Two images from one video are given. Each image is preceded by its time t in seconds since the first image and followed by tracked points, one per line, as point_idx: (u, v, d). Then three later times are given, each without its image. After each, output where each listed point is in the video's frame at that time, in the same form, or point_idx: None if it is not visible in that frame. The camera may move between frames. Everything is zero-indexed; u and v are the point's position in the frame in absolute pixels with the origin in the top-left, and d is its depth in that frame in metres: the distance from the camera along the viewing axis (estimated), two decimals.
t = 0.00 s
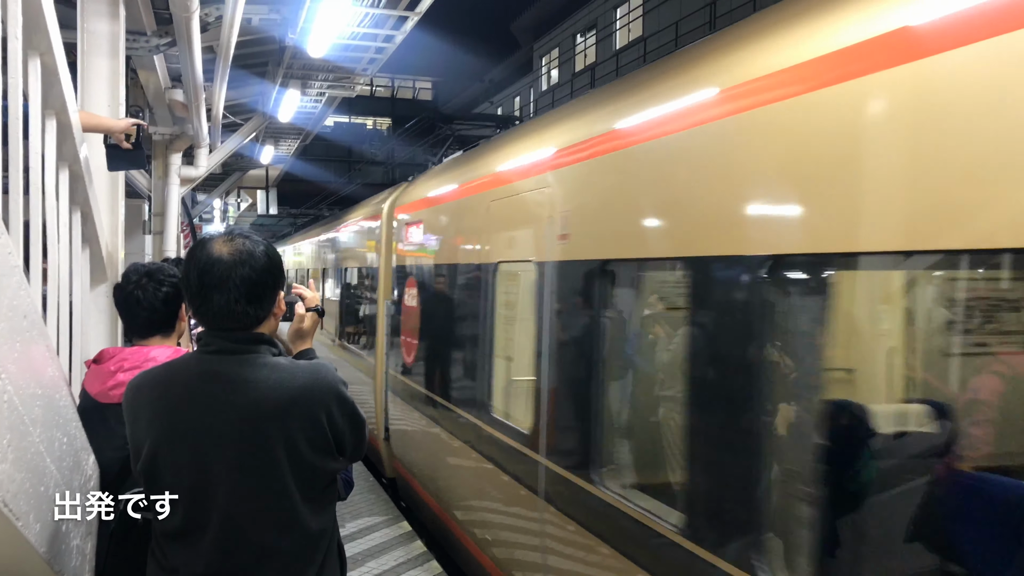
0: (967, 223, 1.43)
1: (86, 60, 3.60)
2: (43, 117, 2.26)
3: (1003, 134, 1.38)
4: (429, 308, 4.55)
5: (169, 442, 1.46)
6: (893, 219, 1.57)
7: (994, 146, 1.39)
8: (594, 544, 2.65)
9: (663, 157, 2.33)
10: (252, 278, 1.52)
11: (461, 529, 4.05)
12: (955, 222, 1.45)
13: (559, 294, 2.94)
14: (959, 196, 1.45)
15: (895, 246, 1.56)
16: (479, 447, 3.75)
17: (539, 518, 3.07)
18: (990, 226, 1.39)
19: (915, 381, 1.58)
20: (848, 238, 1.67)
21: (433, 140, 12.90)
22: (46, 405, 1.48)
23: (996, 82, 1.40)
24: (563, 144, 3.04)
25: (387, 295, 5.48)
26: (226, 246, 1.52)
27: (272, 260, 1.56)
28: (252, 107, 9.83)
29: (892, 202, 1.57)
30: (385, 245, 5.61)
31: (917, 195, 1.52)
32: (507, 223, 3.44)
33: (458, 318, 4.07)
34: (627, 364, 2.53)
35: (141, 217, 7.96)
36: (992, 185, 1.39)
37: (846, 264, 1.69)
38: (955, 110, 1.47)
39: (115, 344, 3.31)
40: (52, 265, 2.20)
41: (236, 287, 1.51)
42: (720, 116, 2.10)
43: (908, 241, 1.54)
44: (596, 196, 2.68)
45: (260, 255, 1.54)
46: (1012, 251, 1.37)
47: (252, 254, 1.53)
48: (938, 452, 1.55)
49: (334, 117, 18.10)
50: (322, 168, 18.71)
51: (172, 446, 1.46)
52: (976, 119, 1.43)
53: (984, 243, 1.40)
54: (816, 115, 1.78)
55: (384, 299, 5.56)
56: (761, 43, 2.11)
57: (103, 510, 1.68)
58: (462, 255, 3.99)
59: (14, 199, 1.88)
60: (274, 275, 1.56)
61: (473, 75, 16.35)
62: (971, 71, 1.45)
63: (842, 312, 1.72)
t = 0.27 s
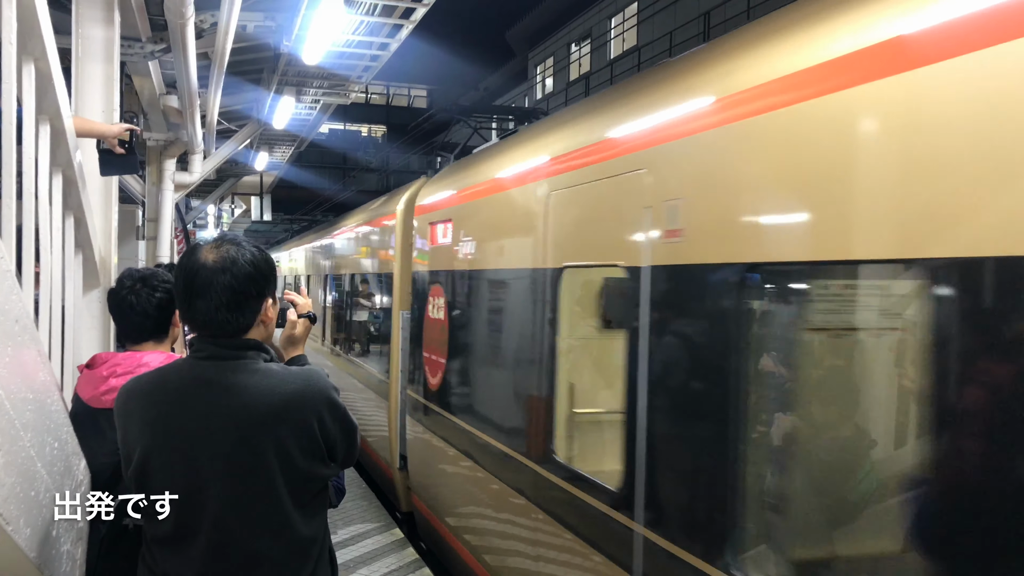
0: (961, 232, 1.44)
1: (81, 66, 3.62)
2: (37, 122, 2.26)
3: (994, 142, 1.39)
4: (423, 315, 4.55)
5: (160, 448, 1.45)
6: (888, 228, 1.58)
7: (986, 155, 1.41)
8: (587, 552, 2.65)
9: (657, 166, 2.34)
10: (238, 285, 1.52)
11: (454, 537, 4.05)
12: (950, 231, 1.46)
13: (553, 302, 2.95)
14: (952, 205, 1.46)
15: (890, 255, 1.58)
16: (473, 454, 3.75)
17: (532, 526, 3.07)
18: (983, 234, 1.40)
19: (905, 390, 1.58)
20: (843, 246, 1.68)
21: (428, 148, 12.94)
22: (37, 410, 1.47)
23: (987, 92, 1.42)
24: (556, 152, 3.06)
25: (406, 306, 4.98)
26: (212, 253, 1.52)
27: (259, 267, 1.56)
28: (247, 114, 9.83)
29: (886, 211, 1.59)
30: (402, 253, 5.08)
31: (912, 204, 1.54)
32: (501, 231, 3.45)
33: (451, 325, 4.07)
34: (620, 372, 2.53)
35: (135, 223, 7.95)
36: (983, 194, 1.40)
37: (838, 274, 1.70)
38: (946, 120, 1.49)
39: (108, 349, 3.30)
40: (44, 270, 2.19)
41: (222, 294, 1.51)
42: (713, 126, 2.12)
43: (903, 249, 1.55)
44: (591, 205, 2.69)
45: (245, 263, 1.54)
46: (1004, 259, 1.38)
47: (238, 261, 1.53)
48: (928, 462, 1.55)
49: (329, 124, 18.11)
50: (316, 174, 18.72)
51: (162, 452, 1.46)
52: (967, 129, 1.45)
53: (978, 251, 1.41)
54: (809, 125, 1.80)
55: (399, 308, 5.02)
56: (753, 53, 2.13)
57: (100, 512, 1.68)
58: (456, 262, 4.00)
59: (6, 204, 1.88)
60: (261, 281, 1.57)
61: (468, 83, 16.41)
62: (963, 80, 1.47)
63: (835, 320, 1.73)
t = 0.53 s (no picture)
0: (962, 236, 1.45)
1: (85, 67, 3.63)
2: (41, 123, 2.27)
3: (996, 147, 1.40)
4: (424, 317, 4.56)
5: (161, 447, 1.46)
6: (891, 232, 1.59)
7: (988, 160, 1.41)
8: (587, 555, 2.66)
9: (658, 170, 2.35)
10: (241, 287, 1.53)
11: (454, 539, 4.06)
12: (951, 235, 1.47)
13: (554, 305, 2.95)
14: (954, 209, 1.46)
15: (892, 259, 1.58)
16: (472, 457, 3.75)
17: (532, 529, 3.08)
18: (984, 239, 1.41)
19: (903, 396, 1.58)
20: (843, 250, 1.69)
21: (429, 150, 12.96)
22: (39, 409, 1.48)
23: (989, 96, 1.42)
24: (558, 155, 3.06)
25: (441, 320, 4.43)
26: (215, 254, 1.53)
27: (262, 268, 1.56)
28: (249, 116, 9.85)
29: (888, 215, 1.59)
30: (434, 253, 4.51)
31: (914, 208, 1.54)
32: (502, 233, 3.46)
33: (452, 327, 4.08)
34: (619, 375, 2.54)
35: (137, 224, 7.97)
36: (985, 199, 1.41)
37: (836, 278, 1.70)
38: (949, 124, 1.50)
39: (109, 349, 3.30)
40: (47, 270, 2.20)
41: (223, 295, 1.52)
42: (714, 129, 2.13)
43: (904, 253, 1.56)
44: (593, 208, 2.70)
45: (248, 264, 1.54)
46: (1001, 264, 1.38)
47: (241, 263, 1.54)
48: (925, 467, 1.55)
49: (331, 126, 18.14)
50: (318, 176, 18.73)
51: (163, 452, 1.46)
52: (969, 134, 1.45)
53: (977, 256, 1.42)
54: (811, 128, 1.80)
55: (429, 316, 4.44)
56: (755, 57, 2.14)
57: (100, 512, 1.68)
58: (457, 264, 4.00)
59: (9, 204, 1.88)
60: (263, 283, 1.57)
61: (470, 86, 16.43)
62: (965, 84, 1.48)
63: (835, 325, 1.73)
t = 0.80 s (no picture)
0: (948, 241, 1.47)
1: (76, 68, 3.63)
2: (31, 124, 2.27)
3: (980, 151, 1.41)
4: (415, 319, 4.57)
5: (150, 447, 1.47)
6: (881, 235, 1.61)
7: (973, 163, 1.43)
8: (576, 558, 2.68)
9: (650, 174, 2.38)
10: (231, 287, 1.54)
11: (443, 541, 4.07)
12: (938, 238, 1.49)
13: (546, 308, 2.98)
14: (941, 213, 1.48)
15: (882, 262, 1.61)
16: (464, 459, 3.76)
17: (522, 532, 3.10)
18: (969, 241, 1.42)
19: (890, 401, 1.60)
20: (839, 253, 1.71)
21: (422, 152, 12.99)
22: (27, 409, 1.48)
23: (974, 101, 1.44)
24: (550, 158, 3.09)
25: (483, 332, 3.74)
26: (205, 256, 1.54)
27: (251, 269, 1.57)
28: (242, 117, 9.84)
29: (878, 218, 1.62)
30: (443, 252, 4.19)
31: (902, 211, 1.56)
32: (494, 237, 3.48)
33: (445, 329, 4.08)
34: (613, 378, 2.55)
35: (128, 224, 7.95)
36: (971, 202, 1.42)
37: (831, 281, 1.73)
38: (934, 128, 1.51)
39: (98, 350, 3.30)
40: (36, 271, 2.20)
41: (213, 296, 1.52)
42: (706, 133, 2.16)
43: (894, 257, 1.58)
44: (588, 210, 2.71)
45: (238, 265, 1.55)
46: (991, 267, 1.40)
47: (232, 264, 1.54)
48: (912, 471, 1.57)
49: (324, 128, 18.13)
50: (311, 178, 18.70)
51: (152, 452, 1.47)
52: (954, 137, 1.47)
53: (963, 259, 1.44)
54: (805, 133, 1.82)
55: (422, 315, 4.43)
56: (745, 61, 2.17)
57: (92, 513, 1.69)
58: (449, 266, 4.01)
59: None
60: (253, 284, 1.58)
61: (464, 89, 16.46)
62: (951, 89, 1.49)
63: (824, 330, 1.75)
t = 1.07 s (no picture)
0: (942, 248, 1.49)
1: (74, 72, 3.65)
2: (28, 128, 2.28)
3: (977, 160, 1.44)
4: (411, 324, 4.58)
5: (143, 449, 1.47)
6: (874, 242, 1.63)
7: (969, 173, 1.45)
8: (570, 562, 2.70)
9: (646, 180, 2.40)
10: (225, 290, 1.55)
11: (437, 546, 4.07)
12: (932, 246, 1.51)
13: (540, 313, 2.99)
14: (936, 220, 1.51)
15: (874, 268, 1.63)
16: (459, 464, 3.77)
17: (516, 536, 3.11)
18: (965, 249, 1.45)
19: (879, 406, 1.62)
20: (830, 259, 1.73)
21: (419, 157, 13.02)
22: (22, 410, 1.49)
23: (970, 110, 1.47)
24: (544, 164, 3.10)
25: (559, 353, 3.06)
26: (199, 259, 1.55)
27: (245, 272, 1.58)
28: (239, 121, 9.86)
29: (871, 225, 1.64)
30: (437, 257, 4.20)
31: (896, 218, 1.58)
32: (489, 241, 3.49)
33: (441, 334, 4.09)
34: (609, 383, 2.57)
35: (124, 228, 7.96)
36: (965, 210, 1.45)
37: (824, 288, 1.75)
38: (931, 137, 1.54)
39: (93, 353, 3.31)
40: (32, 274, 2.21)
41: (207, 299, 1.53)
42: (702, 140, 2.18)
43: (886, 263, 1.60)
44: (585, 215, 2.73)
45: (232, 268, 1.56)
46: (981, 274, 1.42)
47: (225, 267, 1.55)
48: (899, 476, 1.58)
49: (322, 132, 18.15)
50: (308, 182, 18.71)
51: (145, 454, 1.47)
52: (952, 147, 1.49)
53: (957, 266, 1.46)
54: (799, 140, 1.85)
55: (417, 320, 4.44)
56: (739, 69, 2.19)
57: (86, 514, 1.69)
58: (445, 271, 4.02)
59: None
60: (246, 287, 1.59)
61: (461, 94, 16.51)
62: (946, 99, 1.52)
63: (815, 335, 1.77)
